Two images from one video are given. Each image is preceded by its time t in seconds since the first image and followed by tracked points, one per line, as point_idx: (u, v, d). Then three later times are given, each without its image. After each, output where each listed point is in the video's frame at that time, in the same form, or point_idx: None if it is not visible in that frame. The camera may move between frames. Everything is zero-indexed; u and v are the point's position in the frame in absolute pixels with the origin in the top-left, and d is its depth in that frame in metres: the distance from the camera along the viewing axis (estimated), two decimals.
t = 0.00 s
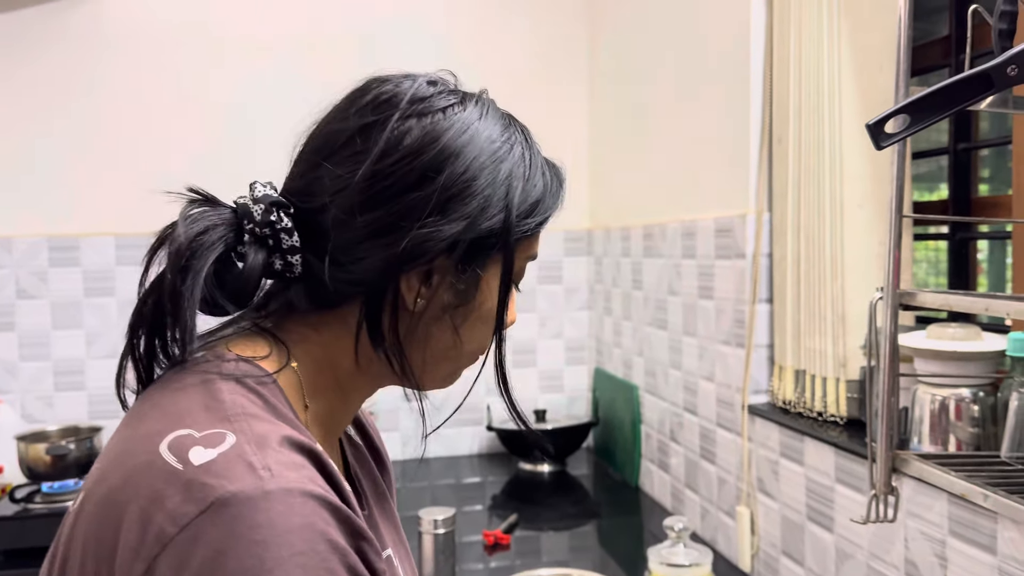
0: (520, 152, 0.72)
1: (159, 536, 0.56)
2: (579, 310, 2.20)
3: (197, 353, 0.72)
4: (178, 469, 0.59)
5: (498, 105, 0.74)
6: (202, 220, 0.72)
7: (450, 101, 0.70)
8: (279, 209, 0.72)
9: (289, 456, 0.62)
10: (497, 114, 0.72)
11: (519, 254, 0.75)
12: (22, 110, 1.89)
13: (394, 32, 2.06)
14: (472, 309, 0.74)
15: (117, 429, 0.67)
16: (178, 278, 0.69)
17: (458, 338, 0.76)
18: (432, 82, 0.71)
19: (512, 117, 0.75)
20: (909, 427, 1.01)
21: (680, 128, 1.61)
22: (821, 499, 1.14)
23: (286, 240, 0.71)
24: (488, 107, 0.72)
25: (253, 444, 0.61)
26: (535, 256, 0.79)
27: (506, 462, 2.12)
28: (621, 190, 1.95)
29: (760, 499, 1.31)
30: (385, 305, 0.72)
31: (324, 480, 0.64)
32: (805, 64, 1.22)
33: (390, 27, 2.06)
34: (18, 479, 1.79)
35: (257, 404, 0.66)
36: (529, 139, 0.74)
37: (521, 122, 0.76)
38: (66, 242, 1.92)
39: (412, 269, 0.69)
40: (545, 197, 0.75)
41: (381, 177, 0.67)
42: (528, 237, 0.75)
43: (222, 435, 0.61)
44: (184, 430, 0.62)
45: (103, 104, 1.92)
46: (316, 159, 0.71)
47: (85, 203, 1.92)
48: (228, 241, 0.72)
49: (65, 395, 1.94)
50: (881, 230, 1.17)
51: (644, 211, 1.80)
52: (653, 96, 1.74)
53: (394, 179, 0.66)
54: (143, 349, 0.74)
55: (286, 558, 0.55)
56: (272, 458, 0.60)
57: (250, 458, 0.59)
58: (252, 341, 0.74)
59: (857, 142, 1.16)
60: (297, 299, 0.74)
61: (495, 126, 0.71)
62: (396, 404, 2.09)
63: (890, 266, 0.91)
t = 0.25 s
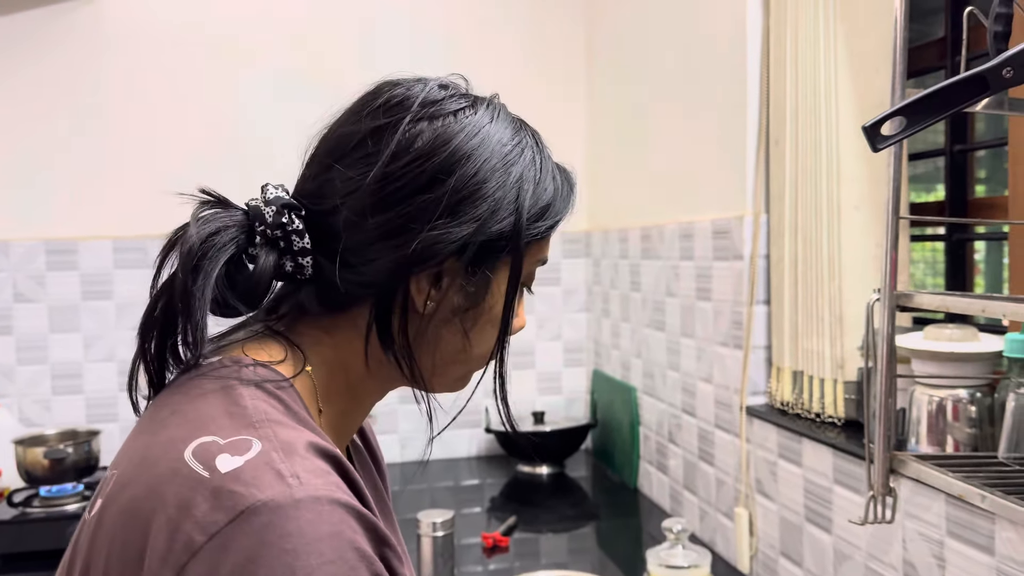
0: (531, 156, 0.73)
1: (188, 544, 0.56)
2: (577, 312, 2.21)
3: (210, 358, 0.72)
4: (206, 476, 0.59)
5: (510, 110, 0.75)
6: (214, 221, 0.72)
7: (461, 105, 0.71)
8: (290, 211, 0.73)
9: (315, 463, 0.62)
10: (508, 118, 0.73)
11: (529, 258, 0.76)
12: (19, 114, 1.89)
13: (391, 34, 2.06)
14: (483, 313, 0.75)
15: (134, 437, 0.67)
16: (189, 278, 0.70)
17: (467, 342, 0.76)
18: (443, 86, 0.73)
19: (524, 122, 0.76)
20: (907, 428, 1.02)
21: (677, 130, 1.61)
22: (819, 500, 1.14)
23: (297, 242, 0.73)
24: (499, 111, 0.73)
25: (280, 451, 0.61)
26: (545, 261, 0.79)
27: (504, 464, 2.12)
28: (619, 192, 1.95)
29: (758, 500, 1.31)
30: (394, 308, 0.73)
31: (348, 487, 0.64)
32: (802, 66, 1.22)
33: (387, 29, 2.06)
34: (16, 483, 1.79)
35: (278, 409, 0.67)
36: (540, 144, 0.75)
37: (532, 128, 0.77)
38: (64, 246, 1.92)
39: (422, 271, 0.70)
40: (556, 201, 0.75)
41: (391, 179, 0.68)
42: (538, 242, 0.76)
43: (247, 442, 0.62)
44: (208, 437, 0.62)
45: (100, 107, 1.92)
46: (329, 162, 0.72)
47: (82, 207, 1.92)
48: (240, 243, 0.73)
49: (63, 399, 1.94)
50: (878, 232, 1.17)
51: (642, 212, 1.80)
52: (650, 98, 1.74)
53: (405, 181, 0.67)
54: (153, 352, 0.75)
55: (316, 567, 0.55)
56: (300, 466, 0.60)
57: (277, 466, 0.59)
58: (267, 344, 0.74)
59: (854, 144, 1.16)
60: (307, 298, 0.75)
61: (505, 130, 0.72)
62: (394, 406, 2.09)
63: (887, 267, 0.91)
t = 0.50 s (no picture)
0: (534, 158, 0.73)
1: (209, 549, 0.56)
2: (573, 313, 2.21)
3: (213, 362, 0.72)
4: (227, 482, 0.59)
5: (514, 113, 0.75)
6: (219, 224, 0.73)
7: (465, 107, 0.71)
8: (294, 214, 0.73)
9: (335, 467, 0.62)
10: (512, 120, 0.73)
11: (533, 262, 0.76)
12: (12, 116, 1.88)
13: (386, 35, 2.06)
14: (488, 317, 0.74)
15: (150, 440, 0.66)
16: (192, 279, 0.71)
17: (471, 347, 0.76)
18: (447, 88, 0.73)
19: (528, 124, 0.75)
20: (901, 428, 1.02)
21: (671, 131, 1.61)
22: (814, 499, 1.15)
23: (300, 244, 0.73)
24: (503, 113, 0.73)
25: (301, 456, 0.61)
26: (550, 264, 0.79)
27: (501, 465, 2.12)
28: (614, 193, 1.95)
29: (753, 500, 1.31)
30: (397, 312, 0.73)
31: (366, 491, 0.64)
32: (796, 66, 1.22)
33: (382, 31, 2.06)
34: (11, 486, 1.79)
35: (294, 413, 0.66)
36: (544, 147, 0.75)
37: (537, 130, 0.76)
38: (58, 248, 1.92)
39: (424, 274, 0.70)
40: (559, 205, 0.75)
41: (392, 180, 0.68)
42: (543, 245, 0.75)
43: (268, 447, 0.61)
44: (228, 442, 0.62)
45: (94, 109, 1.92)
46: (332, 164, 0.72)
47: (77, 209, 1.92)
48: (244, 245, 0.74)
49: (58, 401, 1.94)
50: (871, 232, 1.17)
51: (637, 213, 1.81)
52: (645, 99, 1.74)
53: (406, 182, 0.67)
54: (158, 357, 0.76)
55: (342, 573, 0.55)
56: (321, 471, 0.60)
57: (299, 471, 0.59)
58: (277, 346, 0.73)
59: (847, 144, 1.16)
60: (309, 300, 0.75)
61: (509, 132, 0.72)
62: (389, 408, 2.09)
63: (880, 267, 0.91)
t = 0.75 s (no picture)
0: (542, 160, 0.72)
1: (215, 545, 0.56)
2: (570, 312, 2.21)
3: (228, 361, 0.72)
4: (233, 477, 0.59)
5: (523, 115, 0.75)
6: (231, 223, 0.73)
7: (473, 108, 0.71)
8: (303, 214, 0.73)
9: (340, 466, 0.62)
10: (520, 122, 0.73)
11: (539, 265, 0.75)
12: (8, 116, 1.88)
13: (382, 35, 2.06)
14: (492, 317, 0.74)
15: (158, 437, 0.66)
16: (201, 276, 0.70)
17: (475, 349, 0.76)
18: (456, 90, 0.73)
19: (538, 126, 0.75)
20: (898, 426, 1.02)
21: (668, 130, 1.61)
22: (810, 498, 1.15)
23: (309, 244, 0.73)
24: (511, 115, 0.73)
25: (306, 454, 0.61)
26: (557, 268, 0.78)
27: (498, 465, 2.12)
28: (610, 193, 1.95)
29: (750, 499, 1.31)
30: (400, 313, 0.73)
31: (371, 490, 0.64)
32: (791, 64, 1.23)
33: (378, 30, 2.06)
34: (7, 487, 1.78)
35: (303, 411, 0.67)
36: (554, 149, 0.75)
37: (547, 132, 0.76)
38: (54, 249, 1.91)
39: (428, 276, 0.70)
40: (568, 207, 0.75)
41: (397, 182, 0.68)
42: (548, 249, 0.75)
43: (273, 445, 0.62)
44: (234, 438, 0.62)
45: (90, 110, 1.91)
46: (340, 166, 0.73)
47: (73, 210, 1.92)
48: (254, 245, 0.73)
49: (54, 403, 1.93)
50: (867, 231, 1.17)
51: (634, 212, 1.80)
52: (641, 97, 1.74)
53: (412, 184, 0.68)
54: (168, 358, 0.75)
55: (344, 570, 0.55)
56: (327, 469, 0.60)
57: (304, 468, 0.59)
58: (286, 345, 0.74)
59: (843, 142, 1.16)
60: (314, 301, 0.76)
61: (517, 133, 0.71)
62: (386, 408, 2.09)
63: (875, 266, 0.91)
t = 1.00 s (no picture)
0: (578, 171, 0.68)
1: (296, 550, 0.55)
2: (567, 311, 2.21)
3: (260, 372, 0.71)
4: (309, 483, 0.58)
5: (559, 125, 0.70)
6: (277, 241, 0.75)
7: (505, 120, 0.68)
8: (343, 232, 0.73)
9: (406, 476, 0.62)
10: (555, 133, 0.69)
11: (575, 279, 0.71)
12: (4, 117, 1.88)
13: (378, 34, 2.06)
14: (527, 331, 0.71)
15: (216, 434, 0.65)
16: (244, 292, 0.73)
17: (509, 365, 0.73)
18: (491, 103, 0.70)
19: (575, 136, 0.71)
20: (894, 424, 1.02)
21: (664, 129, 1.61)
22: (808, 496, 1.15)
23: (346, 263, 0.72)
24: (545, 127, 0.69)
25: (377, 465, 0.61)
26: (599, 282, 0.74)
27: (496, 465, 2.12)
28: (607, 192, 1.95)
29: (747, 497, 1.32)
30: (435, 326, 0.71)
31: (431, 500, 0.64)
32: (786, 62, 1.23)
33: (374, 29, 2.06)
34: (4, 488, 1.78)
35: (365, 424, 0.66)
36: (593, 159, 0.70)
37: (586, 142, 0.72)
38: (51, 250, 1.91)
39: (461, 293, 0.68)
40: (607, 219, 0.70)
41: (428, 201, 0.66)
42: (583, 264, 0.70)
43: (344, 452, 0.61)
44: (304, 442, 0.61)
45: (86, 109, 1.91)
46: (375, 185, 0.72)
47: (69, 210, 1.91)
48: (297, 262, 0.75)
49: (51, 403, 1.93)
50: (863, 229, 1.17)
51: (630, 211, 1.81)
52: (638, 96, 1.74)
53: (441, 203, 0.66)
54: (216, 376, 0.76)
55: None
56: (397, 480, 0.60)
57: (379, 479, 0.59)
58: (330, 353, 0.72)
59: (838, 140, 1.16)
60: (348, 317, 0.74)
61: (551, 145, 0.67)
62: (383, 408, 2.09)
63: (871, 264, 0.91)
